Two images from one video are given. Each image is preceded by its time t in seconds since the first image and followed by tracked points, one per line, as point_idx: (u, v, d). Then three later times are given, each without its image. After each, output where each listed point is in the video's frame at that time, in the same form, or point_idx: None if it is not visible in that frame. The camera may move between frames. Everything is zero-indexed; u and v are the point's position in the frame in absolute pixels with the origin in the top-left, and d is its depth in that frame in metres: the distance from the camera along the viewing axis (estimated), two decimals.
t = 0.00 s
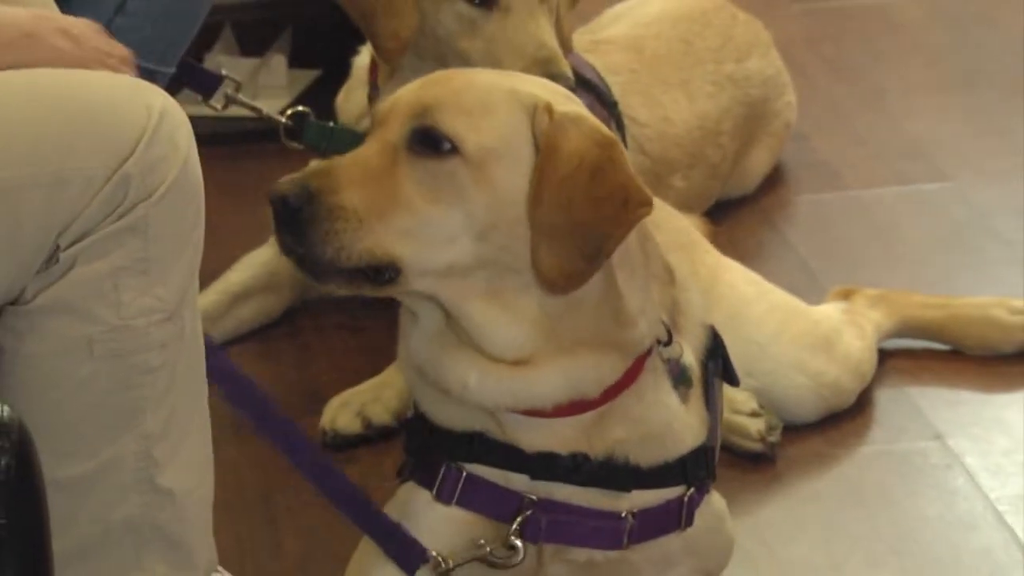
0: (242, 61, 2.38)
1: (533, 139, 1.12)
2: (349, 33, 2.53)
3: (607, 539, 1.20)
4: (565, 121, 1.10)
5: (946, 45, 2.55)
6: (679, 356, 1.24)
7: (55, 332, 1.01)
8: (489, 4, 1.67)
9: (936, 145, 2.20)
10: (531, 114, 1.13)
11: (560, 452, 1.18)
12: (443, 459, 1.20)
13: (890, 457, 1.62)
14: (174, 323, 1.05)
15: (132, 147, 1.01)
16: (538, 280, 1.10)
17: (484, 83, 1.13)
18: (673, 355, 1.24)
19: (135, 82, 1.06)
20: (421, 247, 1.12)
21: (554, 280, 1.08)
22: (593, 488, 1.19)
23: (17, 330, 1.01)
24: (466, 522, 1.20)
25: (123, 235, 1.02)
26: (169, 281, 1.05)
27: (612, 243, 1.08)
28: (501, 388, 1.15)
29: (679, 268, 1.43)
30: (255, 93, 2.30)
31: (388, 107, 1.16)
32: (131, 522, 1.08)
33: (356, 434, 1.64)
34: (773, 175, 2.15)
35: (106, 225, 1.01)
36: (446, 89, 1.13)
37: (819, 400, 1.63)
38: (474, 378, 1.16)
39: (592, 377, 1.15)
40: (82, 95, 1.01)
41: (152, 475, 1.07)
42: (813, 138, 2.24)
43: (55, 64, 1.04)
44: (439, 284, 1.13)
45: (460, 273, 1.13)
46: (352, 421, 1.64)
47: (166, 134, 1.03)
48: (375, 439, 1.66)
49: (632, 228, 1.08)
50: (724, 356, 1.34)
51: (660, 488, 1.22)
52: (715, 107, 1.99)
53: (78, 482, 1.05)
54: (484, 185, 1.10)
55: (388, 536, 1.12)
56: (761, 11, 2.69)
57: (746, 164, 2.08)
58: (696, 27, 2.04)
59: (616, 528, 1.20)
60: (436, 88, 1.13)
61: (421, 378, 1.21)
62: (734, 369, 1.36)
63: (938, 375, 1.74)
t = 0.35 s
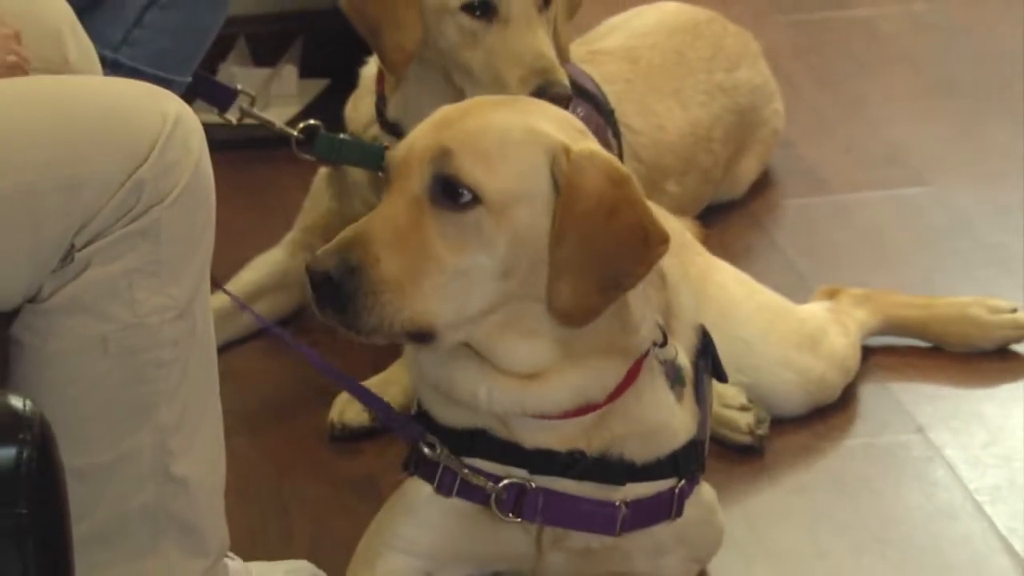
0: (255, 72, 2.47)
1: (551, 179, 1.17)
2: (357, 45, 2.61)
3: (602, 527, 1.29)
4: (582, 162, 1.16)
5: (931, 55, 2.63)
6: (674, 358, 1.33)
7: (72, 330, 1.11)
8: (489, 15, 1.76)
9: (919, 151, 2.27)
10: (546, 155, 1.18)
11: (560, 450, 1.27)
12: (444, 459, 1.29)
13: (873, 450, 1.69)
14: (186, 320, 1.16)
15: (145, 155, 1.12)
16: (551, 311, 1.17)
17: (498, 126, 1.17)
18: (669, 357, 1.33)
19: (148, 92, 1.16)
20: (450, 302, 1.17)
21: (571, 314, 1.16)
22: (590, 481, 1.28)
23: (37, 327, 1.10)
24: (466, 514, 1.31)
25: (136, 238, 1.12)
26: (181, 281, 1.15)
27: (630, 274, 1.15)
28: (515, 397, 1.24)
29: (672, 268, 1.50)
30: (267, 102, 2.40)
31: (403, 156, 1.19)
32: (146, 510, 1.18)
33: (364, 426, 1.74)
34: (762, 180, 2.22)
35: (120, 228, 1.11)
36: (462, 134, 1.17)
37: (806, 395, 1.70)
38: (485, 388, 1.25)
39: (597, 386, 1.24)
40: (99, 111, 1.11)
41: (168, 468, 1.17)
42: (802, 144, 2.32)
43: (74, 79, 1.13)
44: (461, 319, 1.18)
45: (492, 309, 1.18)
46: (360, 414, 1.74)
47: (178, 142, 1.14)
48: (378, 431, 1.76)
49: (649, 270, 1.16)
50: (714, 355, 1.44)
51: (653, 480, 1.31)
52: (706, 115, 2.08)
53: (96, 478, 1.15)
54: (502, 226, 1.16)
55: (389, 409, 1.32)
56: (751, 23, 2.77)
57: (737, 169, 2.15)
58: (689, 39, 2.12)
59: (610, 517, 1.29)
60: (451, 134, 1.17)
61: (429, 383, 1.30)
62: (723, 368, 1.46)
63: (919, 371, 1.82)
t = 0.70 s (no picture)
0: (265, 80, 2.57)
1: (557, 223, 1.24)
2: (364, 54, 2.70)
3: (592, 515, 1.38)
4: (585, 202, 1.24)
5: (917, 65, 2.70)
6: (664, 359, 1.41)
7: (91, 326, 1.18)
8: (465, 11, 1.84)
9: (900, 157, 2.35)
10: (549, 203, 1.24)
11: (555, 449, 1.36)
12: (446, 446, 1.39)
13: (856, 443, 1.77)
14: (201, 315, 1.22)
15: (159, 161, 1.19)
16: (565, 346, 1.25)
17: (498, 184, 1.22)
18: (659, 359, 1.41)
19: (164, 100, 1.23)
20: (477, 360, 1.24)
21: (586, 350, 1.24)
22: (581, 476, 1.37)
23: (58, 323, 1.18)
24: (465, 505, 1.40)
25: (154, 236, 1.19)
26: (197, 278, 1.21)
27: (638, 303, 1.25)
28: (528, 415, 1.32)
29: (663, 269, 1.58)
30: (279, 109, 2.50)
31: (410, 223, 1.23)
32: (164, 497, 1.23)
33: (370, 421, 1.81)
34: (751, 184, 2.30)
35: (138, 228, 1.18)
36: (465, 198, 1.21)
37: (792, 390, 1.77)
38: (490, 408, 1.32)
39: (598, 399, 1.32)
40: (116, 118, 1.18)
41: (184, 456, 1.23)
42: (790, 149, 2.40)
43: (94, 87, 1.21)
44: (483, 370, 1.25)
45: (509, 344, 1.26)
46: (366, 409, 1.81)
47: (191, 147, 1.21)
48: (387, 425, 1.83)
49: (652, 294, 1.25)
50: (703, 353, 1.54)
51: (642, 474, 1.39)
52: (699, 123, 2.16)
53: (114, 463, 1.21)
54: (515, 275, 1.23)
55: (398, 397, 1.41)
56: (742, 35, 2.85)
57: (728, 174, 2.23)
58: (681, 49, 2.21)
59: (601, 506, 1.37)
60: (453, 200, 1.21)
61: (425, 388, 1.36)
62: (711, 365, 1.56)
63: (901, 366, 1.89)
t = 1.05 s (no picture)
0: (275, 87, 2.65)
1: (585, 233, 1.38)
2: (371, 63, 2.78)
3: (586, 502, 1.44)
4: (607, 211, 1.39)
5: (899, 74, 2.78)
6: (653, 359, 1.52)
7: (111, 328, 1.25)
8: None
9: (883, 163, 2.43)
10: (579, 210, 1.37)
11: (551, 444, 1.44)
12: (449, 437, 1.47)
13: (841, 437, 1.84)
14: (215, 318, 1.29)
15: (176, 171, 1.26)
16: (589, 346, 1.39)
17: (538, 193, 1.34)
18: (649, 359, 1.52)
19: (182, 113, 1.30)
20: (521, 360, 1.35)
21: (609, 351, 1.39)
22: (575, 468, 1.45)
23: (80, 324, 1.25)
24: (466, 495, 1.47)
25: (171, 243, 1.26)
26: (212, 284, 1.29)
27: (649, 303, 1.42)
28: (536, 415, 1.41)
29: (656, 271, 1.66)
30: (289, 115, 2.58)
31: (460, 233, 1.33)
32: (179, 489, 1.30)
33: (373, 417, 1.89)
34: (742, 188, 2.37)
35: (156, 235, 1.26)
36: (513, 209, 1.33)
37: (781, 386, 1.85)
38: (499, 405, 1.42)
39: (595, 394, 1.42)
40: (135, 130, 1.26)
41: (196, 453, 1.30)
42: (781, 154, 2.47)
43: (115, 101, 1.28)
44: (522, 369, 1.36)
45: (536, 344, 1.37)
46: (369, 405, 1.89)
47: (207, 158, 1.29)
48: (388, 420, 1.91)
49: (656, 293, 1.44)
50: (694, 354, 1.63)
51: (635, 467, 1.47)
52: (698, 129, 2.22)
53: (134, 457, 1.28)
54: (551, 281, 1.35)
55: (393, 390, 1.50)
56: (731, 45, 2.92)
57: (722, 178, 2.31)
58: (680, 56, 2.27)
59: (595, 494, 1.44)
60: (503, 210, 1.32)
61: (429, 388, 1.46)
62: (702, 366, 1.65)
63: (884, 363, 1.97)
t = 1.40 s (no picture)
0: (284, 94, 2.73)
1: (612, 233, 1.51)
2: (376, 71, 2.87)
3: (582, 505, 1.52)
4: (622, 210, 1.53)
5: (882, 84, 2.86)
6: (643, 359, 1.60)
7: (129, 328, 1.32)
8: None
9: (868, 168, 2.52)
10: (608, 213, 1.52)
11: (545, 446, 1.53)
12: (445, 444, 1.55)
13: (828, 431, 1.92)
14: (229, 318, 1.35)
15: (191, 179, 1.31)
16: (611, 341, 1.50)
17: (584, 200, 1.47)
18: (639, 359, 1.60)
19: (197, 122, 1.34)
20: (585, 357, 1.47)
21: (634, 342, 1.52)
22: (570, 470, 1.53)
23: (99, 324, 1.32)
24: (464, 495, 1.55)
25: (185, 248, 1.31)
26: (226, 287, 1.34)
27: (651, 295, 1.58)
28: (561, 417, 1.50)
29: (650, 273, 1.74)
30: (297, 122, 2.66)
31: (531, 241, 1.43)
32: (191, 483, 1.37)
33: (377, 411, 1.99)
34: (733, 191, 2.45)
35: (172, 240, 1.31)
36: (574, 215, 1.45)
37: (771, 382, 1.93)
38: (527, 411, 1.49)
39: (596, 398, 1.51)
40: (149, 137, 1.29)
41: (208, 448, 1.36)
42: (771, 158, 2.55)
43: (132, 110, 1.32)
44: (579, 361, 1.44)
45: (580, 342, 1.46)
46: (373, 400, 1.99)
47: (220, 167, 1.33)
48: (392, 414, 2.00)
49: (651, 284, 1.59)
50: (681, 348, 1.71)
51: (626, 466, 1.55)
52: (697, 133, 2.30)
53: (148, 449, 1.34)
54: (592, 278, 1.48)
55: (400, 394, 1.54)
56: (720, 55, 3.00)
57: (717, 182, 2.38)
58: (677, 64, 2.35)
59: (589, 496, 1.52)
60: (568, 216, 1.44)
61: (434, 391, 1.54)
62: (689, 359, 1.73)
63: (869, 360, 2.05)
